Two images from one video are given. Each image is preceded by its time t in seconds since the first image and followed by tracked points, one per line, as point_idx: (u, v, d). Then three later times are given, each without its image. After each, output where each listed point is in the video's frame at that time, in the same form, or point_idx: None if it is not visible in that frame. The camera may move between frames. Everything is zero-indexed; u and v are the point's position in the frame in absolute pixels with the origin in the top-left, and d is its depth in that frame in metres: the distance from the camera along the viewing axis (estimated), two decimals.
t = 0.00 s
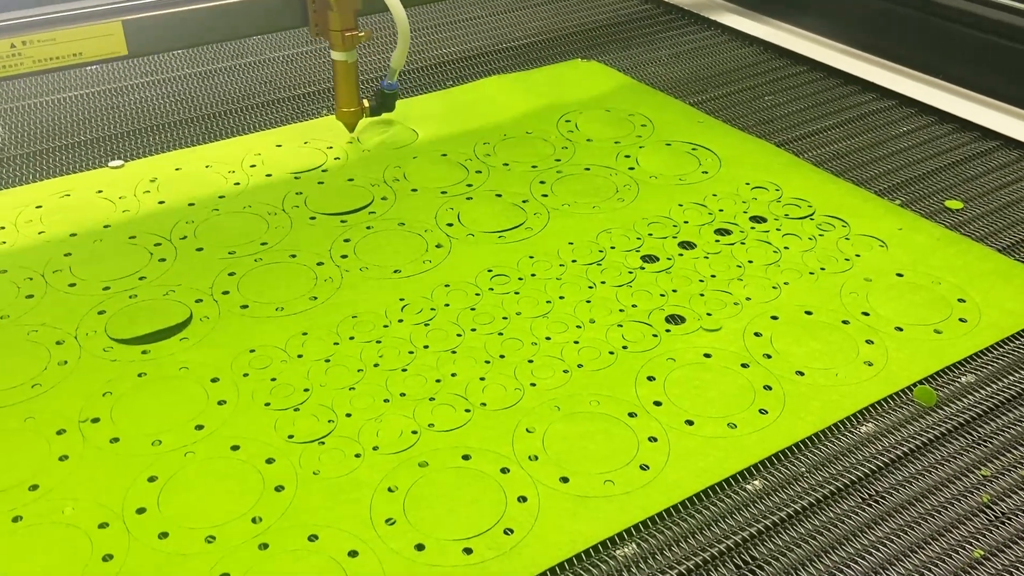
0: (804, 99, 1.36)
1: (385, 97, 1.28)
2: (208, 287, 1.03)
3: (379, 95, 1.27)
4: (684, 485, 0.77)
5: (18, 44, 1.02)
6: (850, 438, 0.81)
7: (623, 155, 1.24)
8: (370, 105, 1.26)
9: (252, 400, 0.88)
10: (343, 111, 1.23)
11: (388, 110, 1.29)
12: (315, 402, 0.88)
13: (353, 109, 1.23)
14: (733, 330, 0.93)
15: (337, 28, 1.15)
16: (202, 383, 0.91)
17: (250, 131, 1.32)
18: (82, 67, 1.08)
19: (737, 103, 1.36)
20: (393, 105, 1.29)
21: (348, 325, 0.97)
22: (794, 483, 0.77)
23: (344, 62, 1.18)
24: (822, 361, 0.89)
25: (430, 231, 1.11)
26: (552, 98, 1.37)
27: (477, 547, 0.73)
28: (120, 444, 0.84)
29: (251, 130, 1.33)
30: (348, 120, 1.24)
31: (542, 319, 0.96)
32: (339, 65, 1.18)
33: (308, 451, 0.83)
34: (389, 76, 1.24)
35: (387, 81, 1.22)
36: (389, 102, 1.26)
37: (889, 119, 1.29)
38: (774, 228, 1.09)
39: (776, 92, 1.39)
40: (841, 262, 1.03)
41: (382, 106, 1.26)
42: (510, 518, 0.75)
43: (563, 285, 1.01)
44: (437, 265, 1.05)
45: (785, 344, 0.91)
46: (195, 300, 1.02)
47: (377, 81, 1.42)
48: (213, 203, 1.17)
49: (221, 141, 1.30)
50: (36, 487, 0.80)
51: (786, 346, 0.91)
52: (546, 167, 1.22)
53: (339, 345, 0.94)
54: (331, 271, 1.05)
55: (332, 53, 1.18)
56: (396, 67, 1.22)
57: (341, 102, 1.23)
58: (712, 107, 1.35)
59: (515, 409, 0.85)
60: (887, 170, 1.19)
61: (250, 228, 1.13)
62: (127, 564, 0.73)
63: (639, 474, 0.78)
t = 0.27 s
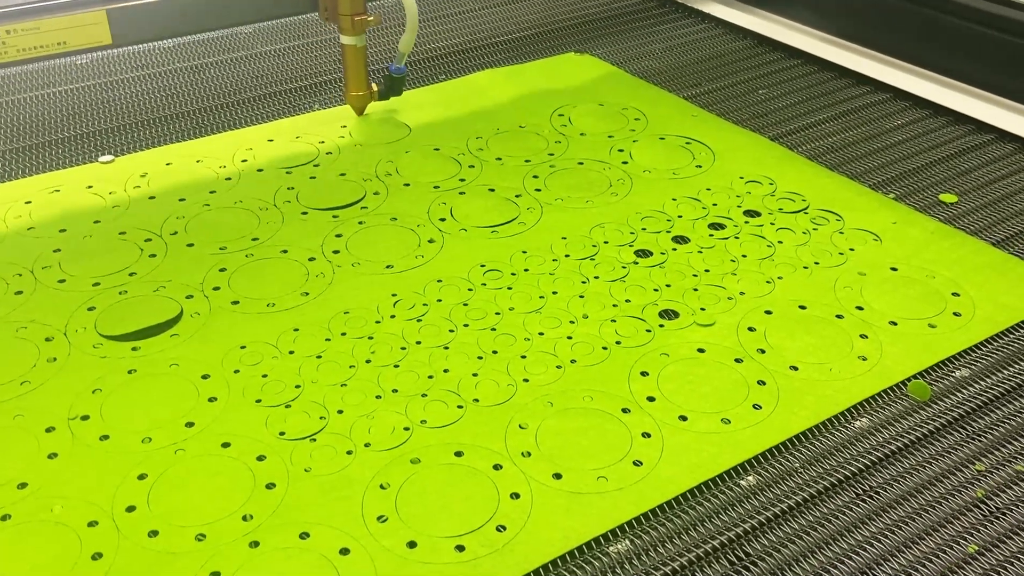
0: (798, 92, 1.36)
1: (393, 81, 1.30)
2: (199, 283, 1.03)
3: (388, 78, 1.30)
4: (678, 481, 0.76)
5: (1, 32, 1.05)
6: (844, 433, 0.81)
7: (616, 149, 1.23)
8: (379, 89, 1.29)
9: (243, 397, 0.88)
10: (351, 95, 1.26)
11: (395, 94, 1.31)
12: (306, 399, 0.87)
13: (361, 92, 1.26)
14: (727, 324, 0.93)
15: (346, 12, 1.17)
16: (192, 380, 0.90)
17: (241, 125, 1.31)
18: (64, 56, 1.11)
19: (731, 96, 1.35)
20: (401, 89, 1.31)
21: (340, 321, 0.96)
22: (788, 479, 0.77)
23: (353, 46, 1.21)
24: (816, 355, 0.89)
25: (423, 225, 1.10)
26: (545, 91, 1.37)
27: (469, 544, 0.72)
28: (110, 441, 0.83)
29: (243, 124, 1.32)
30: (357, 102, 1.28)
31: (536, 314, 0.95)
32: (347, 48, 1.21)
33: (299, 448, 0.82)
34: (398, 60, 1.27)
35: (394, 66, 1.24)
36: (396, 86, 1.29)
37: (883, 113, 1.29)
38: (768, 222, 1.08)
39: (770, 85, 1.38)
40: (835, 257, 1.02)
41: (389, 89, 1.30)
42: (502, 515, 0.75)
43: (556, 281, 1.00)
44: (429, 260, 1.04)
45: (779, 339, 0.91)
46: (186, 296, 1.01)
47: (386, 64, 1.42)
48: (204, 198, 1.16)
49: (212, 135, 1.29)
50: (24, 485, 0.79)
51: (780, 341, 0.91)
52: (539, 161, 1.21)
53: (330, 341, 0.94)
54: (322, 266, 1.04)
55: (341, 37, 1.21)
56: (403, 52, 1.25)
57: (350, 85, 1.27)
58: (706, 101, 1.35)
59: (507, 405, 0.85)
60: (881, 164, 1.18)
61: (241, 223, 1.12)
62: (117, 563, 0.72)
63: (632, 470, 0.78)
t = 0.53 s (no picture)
0: (791, 88, 1.36)
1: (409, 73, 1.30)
2: (190, 281, 1.02)
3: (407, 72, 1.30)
4: (670, 479, 0.76)
5: None
6: (835, 430, 0.81)
7: (609, 146, 1.23)
8: (398, 83, 1.30)
9: (234, 396, 0.87)
10: (370, 88, 1.27)
11: (414, 87, 1.31)
12: (297, 397, 0.87)
13: (378, 86, 1.27)
14: (719, 322, 0.93)
15: (365, 6, 1.18)
16: (182, 379, 0.90)
17: (233, 122, 1.31)
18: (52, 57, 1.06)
19: (723, 92, 1.35)
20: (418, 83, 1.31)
21: (331, 319, 0.96)
22: (779, 477, 0.77)
23: (372, 39, 1.21)
24: (808, 352, 0.89)
25: (415, 223, 1.10)
26: (538, 87, 1.36)
27: (460, 543, 0.72)
28: (100, 441, 0.83)
29: (234, 121, 1.31)
30: (375, 96, 1.28)
31: (528, 311, 0.95)
32: (366, 42, 1.22)
33: (290, 447, 0.82)
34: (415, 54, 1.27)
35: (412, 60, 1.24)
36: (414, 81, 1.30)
37: (875, 109, 1.29)
38: (760, 219, 1.08)
39: (762, 81, 1.38)
40: (827, 253, 1.02)
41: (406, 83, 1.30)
42: (494, 513, 0.75)
43: (548, 278, 1.00)
44: (421, 258, 1.04)
45: (771, 336, 0.91)
46: (176, 294, 1.00)
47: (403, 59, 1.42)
48: (195, 196, 1.16)
49: (203, 133, 1.28)
50: (14, 485, 0.79)
51: (772, 338, 0.91)
52: (532, 158, 1.21)
53: (321, 340, 0.93)
54: (314, 264, 1.04)
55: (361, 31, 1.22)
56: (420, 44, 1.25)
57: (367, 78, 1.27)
58: (699, 97, 1.34)
59: (499, 403, 0.85)
60: (874, 160, 1.18)
61: (232, 220, 1.11)
62: (107, 563, 0.72)
63: (624, 468, 0.78)
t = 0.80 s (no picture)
0: (783, 85, 1.36)
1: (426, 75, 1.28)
2: (181, 280, 1.02)
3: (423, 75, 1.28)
4: (662, 476, 0.76)
5: None
6: (827, 426, 0.81)
7: (601, 143, 1.23)
8: (414, 85, 1.28)
9: (225, 394, 0.87)
10: (387, 92, 1.24)
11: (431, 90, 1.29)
12: (289, 395, 0.86)
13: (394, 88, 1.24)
14: (711, 319, 0.93)
15: (383, 8, 1.16)
16: (174, 377, 0.89)
17: (225, 120, 1.30)
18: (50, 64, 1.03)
19: (715, 90, 1.35)
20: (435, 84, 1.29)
21: (323, 317, 0.96)
22: (771, 473, 0.77)
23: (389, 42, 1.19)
24: (799, 349, 0.89)
25: (407, 221, 1.09)
26: (530, 85, 1.36)
27: (453, 541, 0.72)
28: (91, 440, 0.83)
29: (226, 119, 1.31)
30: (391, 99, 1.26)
31: (520, 309, 0.95)
32: (383, 45, 1.20)
33: (282, 446, 0.81)
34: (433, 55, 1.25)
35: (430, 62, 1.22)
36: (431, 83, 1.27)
37: (867, 105, 1.29)
38: (753, 216, 1.08)
39: (754, 78, 1.38)
40: (820, 250, 1.02)
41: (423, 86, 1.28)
42: (486, 510, 0.74)
43: (540, 275, 1.00)
44: (413, 255, 1.04)
45: (763, 333, 0.91)
46: (168, 293, 1.00)
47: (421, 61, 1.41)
48: (187, 194, 1.15)
49: (195, 130, 1.28)
50: (4, 485, 0.78)
51: (764, 334, 0.91)
52: (524, 155, 1.21)
53: (313, 338, 0.93)
54: (306, 262, 1.04)
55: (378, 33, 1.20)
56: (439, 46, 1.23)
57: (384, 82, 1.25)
58: (691, 95, 1.34)
59: (492, 401, 0.85)
60: (866, 156, 1.18)
61: (224, 219, 1.11)
62: (98, 562, 0.71)
63: (616, 465, 0.78)
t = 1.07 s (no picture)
0: (777, 85, 1.36)
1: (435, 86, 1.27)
2: (176, 281, 1.02)
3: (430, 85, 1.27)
4: (656, 475, 0.77)
5: None
6: (822, 425, 0.81)
7: (596, 142, 1.23)
8: (422, 96, 1.27)
9: (220, 395, 0.87)
10: (393, 100, 1.24)
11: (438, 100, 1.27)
12: (284, 396, 0.86)
13: (400, 98, 1.24)
14: (706, 318, 0.93)
15: (389, 17, 1.17)
16: (169, 378, 0.89)
17: (219, 121, 1.30)
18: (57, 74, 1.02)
19: (709, 89, 1.36)
20: (443, 95, 1.28)
21: (318, 317, 0.96)
22: (765, 472, 0.77)
23: (395, 51, 1.20)
24: (793, 348, 0.89)
25: (402, 221, 1.09)
26: (525, 85, 1.36)
27: (449, 540, 0.72)
28: (86, 441, 0.83)
29: (221, 119, 1.31)
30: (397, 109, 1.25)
31: (514, 308, 0.95)
32: (390, 54, 1.20)
33: (278, 446, 0.81)
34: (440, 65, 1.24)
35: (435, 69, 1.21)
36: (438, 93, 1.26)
37: (861, 105, 1.29)
38: (747, 215, 1.08)
39: (748, 77, 1.38)
40: (813, 249, 1.02)
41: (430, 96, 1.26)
42: (482, 510, 0.75)
43: (535, 275, 1.00)
44: (409, 255, 1.04)
45: (757, 331, 0.91)
46: (163, 293, 1.00)
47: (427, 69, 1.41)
48: (182, 195, 1.15)
49: (189, 131, 1.28)
50: None
51: (757, 333, 0.91)
52: (519, 155, 1.21)
53: (309, 338, 0.93)
54: (301, 263, 1.04)
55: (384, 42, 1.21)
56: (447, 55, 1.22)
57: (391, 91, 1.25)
58: (685, 94, 1.34)
59: (487, 400, 0.85)
60: (859, 155, 1.18)
61: (219, 219, 1.11)
62: (93, 564, 0.71)
63: (611, 464, 0.78)
